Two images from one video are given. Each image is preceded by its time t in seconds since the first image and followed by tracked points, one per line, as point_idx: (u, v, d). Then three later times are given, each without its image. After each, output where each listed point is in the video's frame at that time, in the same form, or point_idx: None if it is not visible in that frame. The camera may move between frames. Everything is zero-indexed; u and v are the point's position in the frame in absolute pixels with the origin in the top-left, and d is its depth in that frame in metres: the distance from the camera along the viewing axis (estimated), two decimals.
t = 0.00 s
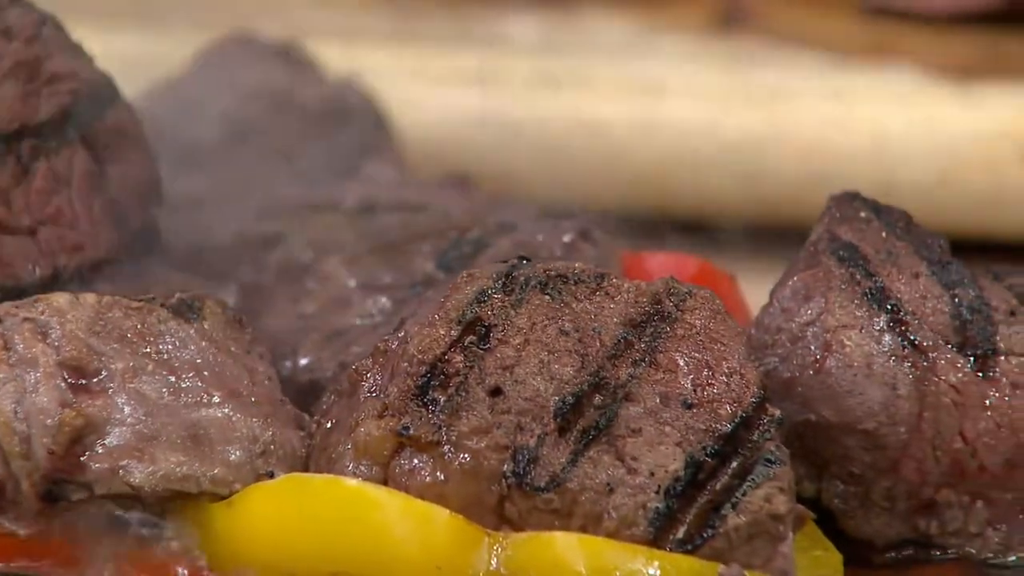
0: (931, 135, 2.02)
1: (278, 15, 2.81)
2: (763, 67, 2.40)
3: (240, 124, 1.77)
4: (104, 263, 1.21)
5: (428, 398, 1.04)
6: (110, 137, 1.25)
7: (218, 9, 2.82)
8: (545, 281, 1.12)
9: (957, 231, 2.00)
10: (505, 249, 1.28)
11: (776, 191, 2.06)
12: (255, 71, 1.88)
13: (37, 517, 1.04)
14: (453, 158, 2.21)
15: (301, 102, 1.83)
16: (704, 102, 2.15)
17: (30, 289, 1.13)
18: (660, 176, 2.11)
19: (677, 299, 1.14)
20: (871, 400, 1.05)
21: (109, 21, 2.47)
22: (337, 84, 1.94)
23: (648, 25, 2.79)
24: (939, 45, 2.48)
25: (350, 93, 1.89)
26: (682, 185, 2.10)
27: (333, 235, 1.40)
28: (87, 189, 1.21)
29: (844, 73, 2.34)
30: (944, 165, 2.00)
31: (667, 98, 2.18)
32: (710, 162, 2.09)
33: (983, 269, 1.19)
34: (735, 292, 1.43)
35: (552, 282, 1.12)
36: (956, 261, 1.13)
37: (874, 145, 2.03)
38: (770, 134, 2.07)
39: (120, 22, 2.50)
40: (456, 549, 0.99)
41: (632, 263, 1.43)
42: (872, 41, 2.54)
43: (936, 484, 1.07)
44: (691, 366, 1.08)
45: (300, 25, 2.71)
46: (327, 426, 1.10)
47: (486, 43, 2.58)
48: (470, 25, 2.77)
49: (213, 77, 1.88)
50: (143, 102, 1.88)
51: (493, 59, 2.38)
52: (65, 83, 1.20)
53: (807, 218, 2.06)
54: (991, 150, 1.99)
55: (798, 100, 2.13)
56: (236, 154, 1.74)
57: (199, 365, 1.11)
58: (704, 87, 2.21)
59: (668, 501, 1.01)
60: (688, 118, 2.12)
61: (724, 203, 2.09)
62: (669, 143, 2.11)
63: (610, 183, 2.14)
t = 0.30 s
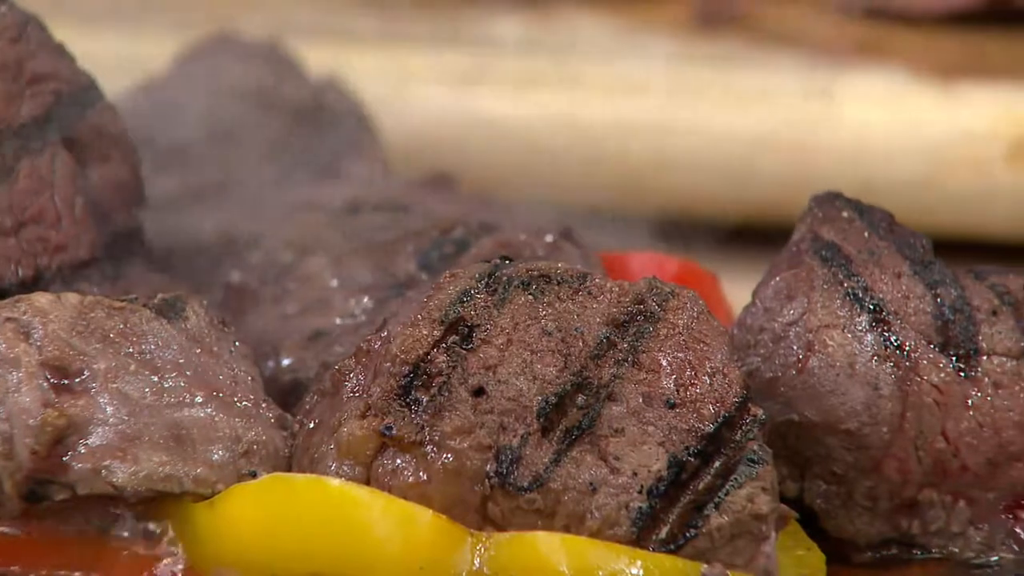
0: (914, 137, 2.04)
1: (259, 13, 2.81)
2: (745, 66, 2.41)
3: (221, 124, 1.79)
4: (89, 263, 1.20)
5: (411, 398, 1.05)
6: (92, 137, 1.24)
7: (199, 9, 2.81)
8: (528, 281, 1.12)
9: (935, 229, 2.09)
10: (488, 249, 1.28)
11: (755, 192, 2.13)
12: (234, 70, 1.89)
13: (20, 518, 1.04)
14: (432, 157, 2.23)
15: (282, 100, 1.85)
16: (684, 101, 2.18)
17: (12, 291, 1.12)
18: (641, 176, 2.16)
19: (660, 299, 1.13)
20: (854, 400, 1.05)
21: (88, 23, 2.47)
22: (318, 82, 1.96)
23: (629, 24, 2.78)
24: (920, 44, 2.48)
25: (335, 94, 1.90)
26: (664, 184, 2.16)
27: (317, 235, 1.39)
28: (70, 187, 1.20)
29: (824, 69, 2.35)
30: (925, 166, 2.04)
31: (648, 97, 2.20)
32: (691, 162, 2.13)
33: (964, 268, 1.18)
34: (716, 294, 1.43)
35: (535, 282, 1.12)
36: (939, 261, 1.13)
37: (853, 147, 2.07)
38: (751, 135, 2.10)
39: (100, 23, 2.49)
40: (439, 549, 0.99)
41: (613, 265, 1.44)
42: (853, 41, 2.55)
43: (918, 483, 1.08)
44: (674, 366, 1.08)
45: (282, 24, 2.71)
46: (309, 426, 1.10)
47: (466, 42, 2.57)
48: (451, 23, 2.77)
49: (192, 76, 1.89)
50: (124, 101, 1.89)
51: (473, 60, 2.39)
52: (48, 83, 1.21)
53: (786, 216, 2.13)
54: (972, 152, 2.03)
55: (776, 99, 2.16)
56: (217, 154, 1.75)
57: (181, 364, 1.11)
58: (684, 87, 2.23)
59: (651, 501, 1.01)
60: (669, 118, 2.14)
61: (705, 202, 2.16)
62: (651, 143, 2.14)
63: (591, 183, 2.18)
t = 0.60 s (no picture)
0: (897, 135, 2.08)
1: (241, 15, 2.80)
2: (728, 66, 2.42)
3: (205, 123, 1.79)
4: (73, 262, 1.20)
5: (395, 398, 1.05)
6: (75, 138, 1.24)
7: (180, 10, 2.80)
8: (511, 281, 1.12)
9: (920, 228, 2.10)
10: (471, 249, 1.28)
11: (740, 191, 2.14)
12: (219, 69, 1.89)
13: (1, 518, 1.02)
14: (415, 157, 2.23)
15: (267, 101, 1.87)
16: (667, 102, 2.21)
17: None
18: (626, 176, 2.18)
19: (643, 299, 1.14)
20: (838, 400, 1.05)
21: (68, 25, 2.45)
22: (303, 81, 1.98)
23: (610, 25, 2.78)
24: (900, 45, 2.48)
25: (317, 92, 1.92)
26: (649, 184, 2.17)
27: (302, 235, 1.39)
28: (54, 188, 1.20)
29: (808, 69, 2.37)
30: (909, 164, 2.07)
31: (631, 98, 2.23)
32: (676, 162, 2.15)
33: (947, 267, 1.18)
34: (699, 293, 1.44)
35: (518, 282, 1.12)
36: (920, 261, 1.13)
37: (836, 147, 2.10)
38: (734, 135, 2.14)
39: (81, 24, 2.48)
40: (423, 548, 0.99)
41: (597, 265, 1.45)
42: (835, 41, 2.55)
43: (901, 483, 1.08)
44: (658, 366, 1.08)
45: (263, 25, 2.70)
46: (293, 426, 1.10)
47: (447, 43, 2.57)
48: (434, 24, 2.77)
49: (177, 74, 1.88)
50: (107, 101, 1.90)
51: (456, 61, 2.41)
52: (31, 83, 1.20)
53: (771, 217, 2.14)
54: (955, 150, 2.06)
55: (757, 100, 2.20)
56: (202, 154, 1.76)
57: (165, 364, 1.11)
58: (668, 87, 2.26)
59: (635, 501, 1.01)
60: (654, 119, 2.18)
61: (690, 203, 2.17)
62: (636, 143, 2.17)
63: (576, 183, 2.19)
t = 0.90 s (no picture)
0: (881, 137, 2.11)
1: (224, 15, 2.80)
2: (712, 63, 2.42)
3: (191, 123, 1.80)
4: (57, 263, 1.20)
5: (379, 398, 1.04)
6: (60, 138, 1.24)
7: (163, 11, 2.79)
8: (496, 281, 1.12)
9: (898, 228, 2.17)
10: (455, 249, 1.28)
11: (724, 192, 2.20)
12: (205, 69, 1.91)
13: None
14: (401, 157, 2.27)
15: (252, 98, 1.89)
16: (653, 101, 2.24)
17: None
18: (612, 177, 2.23)
19: (628, 298, 1.14)
20: (823, 400, 1.05)
21: (51, 25, 2.45)
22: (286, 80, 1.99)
23: (592, 23, 2.77)
24: (882, 43, 2.49)
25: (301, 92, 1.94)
26: (630, 184, 2.23)
27: (288, 235, 1.39)
28: (38, 188, 1.20)
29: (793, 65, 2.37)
30: (891, 166, 2.12)
31: (614, 97, 2.25)
32: (661, 163, 2.20)
33: (932, 267, 1.18)
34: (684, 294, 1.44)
35: (503, 282, 1.12)
36: (905, 260, 1.13)
37: (817, 147, 2.13)
38: (719, 136, 2.16)
39: (64, 24, 2.47)
40: (407, 548, 0.99)
41: (580, 266, 1.45)
42: (818, 38, 2.55)
43: (886, 484, 1.08)
44: (643, 366, 1.08)
45: (246, 23, 2.70)
46: (278, 426, 1.10)
47: (429, 41, 2.56)
48: (416, 21, 2.77)
49: (163, 73, 1.90)
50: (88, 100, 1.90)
51: (440, 58, 2.41)
52: (15, 84, 1.20)
53: (753, 218, 2.21)
54: (939, 152, 2.10)
55: (741, 100, 2.21)
56: (187, 155, 1.78)
57: (149, 364, 1.11)
58: (649, 85, 2.29)
59: (620, 501, 1.01)
60: (636, 118, 2.21)
61: (674, 202, 2.24)
62: (622, 144, 2.20)
63: (562, 183, 2.25)
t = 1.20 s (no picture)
0: (862, 136, 2.11)
1: (208, 15, 2.80)
2: (696, 64, 2.43)
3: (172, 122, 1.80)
4: (41, 263, 1.20)
5: (364, 398, 1.04)
6: (44, 139, 1.24)
7: (146, 12, 2.79)
8: (480, 280, 1.12)
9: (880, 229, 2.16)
10: (439, 249, 1.28)
11: (707, 192, 2.20)
12: (189, 71, 1.91)
13: None
14: (385, 158, 2.29)
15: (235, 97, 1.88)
16: (638, 101, 2.24)
17: None
18: (594, 177, 2.23)
19: (613, 298, 1.14)
20: (806, 400, 1.05)
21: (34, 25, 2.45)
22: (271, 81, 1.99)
23: (575, 24, 2.78)
24: (865, 43, 2.49)
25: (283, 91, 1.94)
26: (613, 184, 2.23)
27: (273, 235, 1.39)
28: (22, 189, 1.19)
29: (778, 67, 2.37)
30: (873, 165, 2.11)
31: (600, 97, 2.26)
32: (644, 163, 2.21)
33: (915, 266, 1.18)
34: (669, 292, 1.44)
35: (488, 282, 1.12)
36: (888, 260, 1.14)
37: (803, 146, 2.13)
38: (702, 135, 2.18)
39: (47, 24, 2.46)
40: (391, 548, 0.99)
41: (566, 268, 1.46)
42: (801, 37, 2.55)
43: (870, 483, 1.08)
44: (627, 366, 1.08)
45: (229, 24, 2.70)
46: (262, 426, 1.10)
47: (412, 42, 2.57)
48: (400, 21, 2.77)
49: (145, 73, 1.90)
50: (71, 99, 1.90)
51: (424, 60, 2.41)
52: None
53: (736, 218, 2.21)
54: (918, 151, 2.09)
55: (725, 100, 2.23)
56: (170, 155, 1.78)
57: (133, 364, 1.11)
58: (634, 87, 2.29)
59: (604, 500, 1.01)
60: (621, 118, 2.21)
61: (657, 203, 2.24)
62: (604, 144, 2.21)
63: (545, 182, 2.26)
